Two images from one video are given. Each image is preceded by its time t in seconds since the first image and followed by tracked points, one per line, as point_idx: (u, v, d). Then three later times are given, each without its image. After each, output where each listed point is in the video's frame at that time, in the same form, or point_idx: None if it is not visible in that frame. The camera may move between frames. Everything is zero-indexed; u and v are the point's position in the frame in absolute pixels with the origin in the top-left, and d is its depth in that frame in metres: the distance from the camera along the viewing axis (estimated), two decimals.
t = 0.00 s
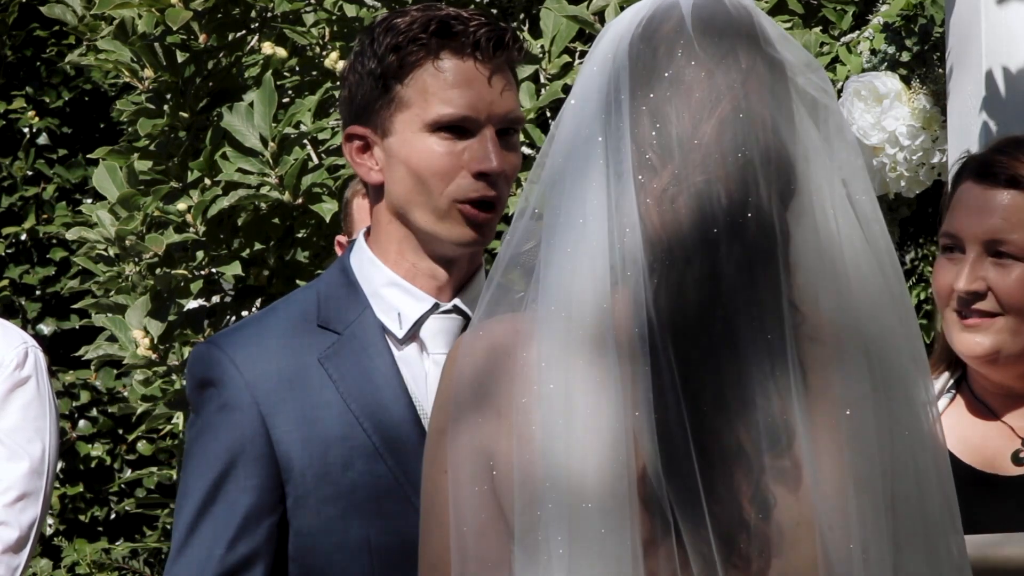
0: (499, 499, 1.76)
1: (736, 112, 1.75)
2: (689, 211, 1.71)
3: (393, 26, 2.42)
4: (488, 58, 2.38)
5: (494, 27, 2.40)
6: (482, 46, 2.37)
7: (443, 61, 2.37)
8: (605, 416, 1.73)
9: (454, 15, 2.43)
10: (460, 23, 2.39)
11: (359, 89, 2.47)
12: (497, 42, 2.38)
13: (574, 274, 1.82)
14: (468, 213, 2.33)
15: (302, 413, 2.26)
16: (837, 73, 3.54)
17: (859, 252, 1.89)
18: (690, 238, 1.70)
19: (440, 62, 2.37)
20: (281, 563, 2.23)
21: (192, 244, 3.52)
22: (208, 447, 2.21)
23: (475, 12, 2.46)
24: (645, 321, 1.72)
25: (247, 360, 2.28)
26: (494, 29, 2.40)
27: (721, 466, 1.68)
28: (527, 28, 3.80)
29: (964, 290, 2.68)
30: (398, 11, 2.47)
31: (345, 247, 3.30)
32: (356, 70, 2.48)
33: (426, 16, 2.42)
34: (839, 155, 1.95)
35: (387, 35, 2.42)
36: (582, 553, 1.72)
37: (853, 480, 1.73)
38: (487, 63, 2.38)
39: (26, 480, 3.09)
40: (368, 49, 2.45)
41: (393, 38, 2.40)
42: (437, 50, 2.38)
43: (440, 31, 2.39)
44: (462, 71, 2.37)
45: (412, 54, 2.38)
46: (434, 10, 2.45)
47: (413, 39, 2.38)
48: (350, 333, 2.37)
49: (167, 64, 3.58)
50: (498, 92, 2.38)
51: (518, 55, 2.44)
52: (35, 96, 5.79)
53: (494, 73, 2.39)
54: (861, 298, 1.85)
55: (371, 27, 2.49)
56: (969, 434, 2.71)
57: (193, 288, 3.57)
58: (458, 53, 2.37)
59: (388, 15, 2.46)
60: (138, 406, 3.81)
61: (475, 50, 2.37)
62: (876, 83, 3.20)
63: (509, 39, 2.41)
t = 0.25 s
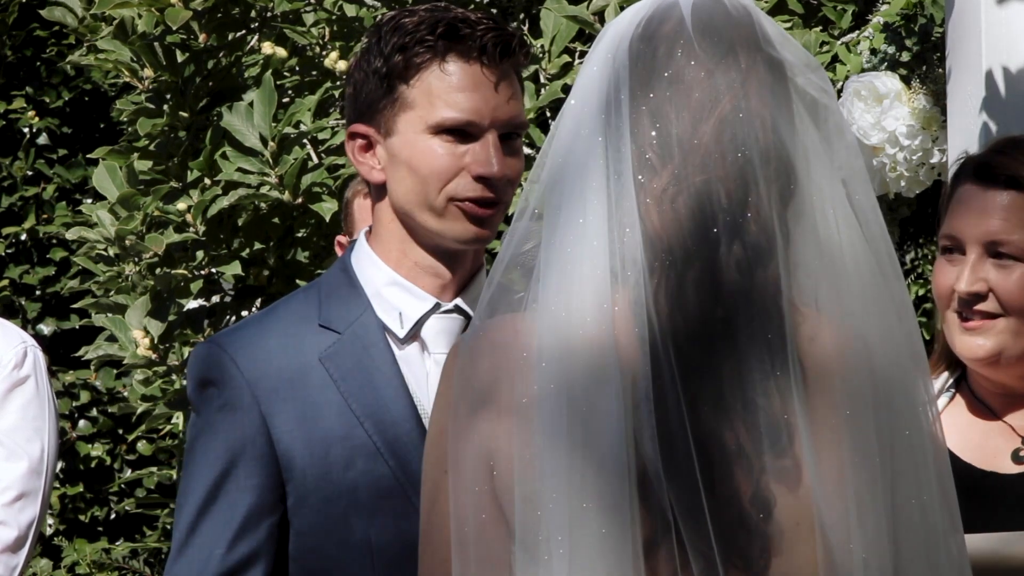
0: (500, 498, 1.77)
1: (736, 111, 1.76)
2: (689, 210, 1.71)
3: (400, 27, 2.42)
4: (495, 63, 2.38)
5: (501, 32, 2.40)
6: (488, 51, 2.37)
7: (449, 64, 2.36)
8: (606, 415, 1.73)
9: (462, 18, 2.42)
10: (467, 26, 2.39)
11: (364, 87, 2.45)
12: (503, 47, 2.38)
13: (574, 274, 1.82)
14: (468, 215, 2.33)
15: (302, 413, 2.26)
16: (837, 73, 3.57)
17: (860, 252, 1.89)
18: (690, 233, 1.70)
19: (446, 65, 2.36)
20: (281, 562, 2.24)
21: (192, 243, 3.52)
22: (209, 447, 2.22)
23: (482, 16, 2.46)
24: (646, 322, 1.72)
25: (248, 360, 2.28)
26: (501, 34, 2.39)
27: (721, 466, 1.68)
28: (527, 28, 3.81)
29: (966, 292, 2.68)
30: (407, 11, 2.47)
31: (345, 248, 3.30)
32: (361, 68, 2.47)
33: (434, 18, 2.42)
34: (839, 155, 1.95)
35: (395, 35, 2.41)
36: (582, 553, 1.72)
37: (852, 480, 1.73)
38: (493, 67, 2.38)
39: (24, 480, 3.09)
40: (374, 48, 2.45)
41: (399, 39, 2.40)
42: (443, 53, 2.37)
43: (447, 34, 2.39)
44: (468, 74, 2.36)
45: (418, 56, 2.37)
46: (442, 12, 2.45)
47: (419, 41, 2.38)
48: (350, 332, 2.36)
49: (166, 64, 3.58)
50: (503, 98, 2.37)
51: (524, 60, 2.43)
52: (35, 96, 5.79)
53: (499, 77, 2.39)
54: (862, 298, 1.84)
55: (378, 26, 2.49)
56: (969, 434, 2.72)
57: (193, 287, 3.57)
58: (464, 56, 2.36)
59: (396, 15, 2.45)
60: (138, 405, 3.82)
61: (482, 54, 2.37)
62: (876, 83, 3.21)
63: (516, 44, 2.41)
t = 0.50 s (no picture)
0: (500, 498, 1.77)
1: (734, 111, 1.76)
2: (689, 210, 1.71)
3: (400, 27, 2.42)
4: (494, 65, 2.38)
5: (500, 33, 2.40)
6: (487, 53, 2.37)
7: (448, 65, 2.36)
8: (605, 414, 1.72)
9: (462, 19, 2.42)
10: (466, 28, 2.39)
11: (363, 87, 2.46)
12: (502, 49, 2.38)
13: (574, 274, 1.82)
14: (467, 215, 2.33)
15: (304, 412, 2.26)
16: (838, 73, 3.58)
17: (859, 252, 1.89)
18: (691, 233, 1.70)
19: (445, 66, 2.36)
20: (282, 562, 2.24)
21: (192, 243, 3.52)
22: (211, 447, 2.22)
23: (482, 17, 2.46)
24: (645, 322, 1.71)
25: (250, 359, 2.29)
26: (500, 35, 2.39)
27: (721, 464, 1.68)
28: (527, 27, 3.81)
29: (991, 302, 2.53)
30: (407, 11, 2.48)
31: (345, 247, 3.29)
32: (360, 68, 2.47)
33: (433, 19, 2.42)
34: (839, 155, 1.95)
35: (394, 35, 2.42)
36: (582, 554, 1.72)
37: (852, 480, 1.73)
38: (491, 68, 2.38)
39: (22, 479, 3.09)
40: (374, 48, 2.45)
41: (398, 40, 2.40)
42: (442, 54, 2.37)
43: (446, 36, 2.39)
44: (467, 75, 2.36)
45: (417, 57, 2.37)
46: (442, 12, 2.45)
47: (418, 42, 2.38)
48: (352, 332, 2.36)
49: (166, 63, 3.58)
50: (502, 100, 2.37)
51: (523, 62, 2.43)
52: (35, 95, 5.79)
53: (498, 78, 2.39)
54: (861, 298, 1.84)
55: (378, 26, 2.49)
56: (969, 433, 2.63)
57: (193, 287, 3.57)
58: (464, 58, 2.36)
59: (396, 16, 2.46)
60: (138, 405, 3.82)
61: (480, 55, 2.37)
62: (875, 82, 3.21)
63: (515, 45, 2.41)
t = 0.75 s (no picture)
0: (499, 498, 1.77)
1: (733, 112, 1.76)
2: (688, 210, 1.72)
3: (399, 27, 2.42)
4: (493, 64, 2.36)
5: (499, 32, 2.38)
6: (486, 52, 2.36)
7: (447, 65, 2.35)
8: (603, 414, 1.71)
9: (461, 19, 2.42)
10: (465, 27, 2.38)
11: (363, 87, 2.46)
12: (501, 47, 2.36)
13: (573, 275, 1.81)
14: (466, 215, 2.33)
15: (304, 412, 2.26)
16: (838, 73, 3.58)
17: (858, 252, 1.88)
18: (689, 230, 1.70)
19: (444, 66, 2.35)
20: (282, 562, 2.24)
21: (192, 243, 3.52)
22: (211, 447, 2.22)
23: (481, 16, 2.45)
24: (644, 323, 1.72)
25: (250, 359, 2.29)
26: (499, 34, 2.38)
27: (720, 461, 1.69)
28: (527, 27, 3.81)
29: (1002, 303, 2.53)
30: (407, 10, 2.47)
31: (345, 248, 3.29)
32: (360, 68, 2.47)
33: (433, 18, 2.42)
34: (837, 155, 1.95)
35: (393, 35, 2.41)
36: (581, 554, 1.72)
37: (850, 480, 1.73)
38: (491, 67, 2.36)
39: (20, 477, 3.09)
40: (373, 48, 2.45)
41: (397, 39, 2.39)
42: (441, 53, 2.36)
43: (445, 35, 2.38)
44: (466, 75, 2.35)
45: (416, 56, 2.37)
46: (441, 12, 2.45)
47: (417, 42, 2.37)
48: (352, 331, 2.37)
49: (166, 63, 3.58)
50: (501, 99, 2.36)
51: (523, 61, 2.42)
52: (35, 95, 5.79)
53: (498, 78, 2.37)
54: (860, 298, 1.84)
55: (377, 26, 2.49)
56: (967, 434, 2.62)
57: (193, 287, 3.57)
58: (463, 57, 2.35)
59: (395, 15, 2.45)
60: (138, 405, 3.82)
61: (480, 55, 2.36)
62: (876, 82, 3.21)
63: (514, 44, 2.39)
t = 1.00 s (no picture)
0: (496, 499, 1.76)
1: (731, 111, 1.75)
2: (685, 211, 1.73)
3: (397, 28, 2.42)
4: (490, 63, 2.36)
5: (497, 32, 2.38)
6: (483, 52, 2.35)
7: (445, 65, 2.35)
8: (601, 415, 1.70)
9: (458, 19, 2.42)
10: (462, 28, 2.38)
11: (361, 88, 2.46)
12: (498, 47, 2.35)
13: (571, 275, 1.81)
14: (464, 216, 2.33)
15: (303, 412, 2.26)
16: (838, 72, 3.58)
17: (857, 252, 1.87)
18: (686, 231, 1.72)
19: (442, 66, 2.35)
20: (281, 563, 2.23)
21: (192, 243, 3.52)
22: (210, 447, 2.22)
23: (479, 16, 2.45)
24: (642, 324, 1.72)
25: (248, 358, 2.28)
26: (497, 34, 2.37)
27: (717, 462, 1.69)
28: (527, 27, 3.80)
29: (1002, 303, 2.52)
30: (405, 11, 2.48)
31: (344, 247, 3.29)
32: (358, 69, 2.47)
33: (430, 19, 2.42)
34: (836, 156, 1.95)
35: (391, 36, 2.41)
36: (579, 554, 1.72)
37: (847, 480, 1.73)
38: (488, 67, 2.36)
39: (19, 477, 3.09)
40: (371, 48, 2.45)
41: (395, 40, 2.40)
42: (439, 54, 2.36)
43: (442, 35, 2.38)
44: (464, 75, 2.34)
45: (413, 57, 2.37)
46: (439, 12, 2.45)
47: (415, 43, 2.38)
48: (350, 331, 2.36)
49: (167, 64, 3.58)
50: (498, 99, 2.35)
51: (521, 60, 2.41)
52: (35, 96, 5.79)
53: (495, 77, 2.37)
54: (858, 298, 1.83)
55: (375, 27, 2.49)
56: (968, 432, 2.62)
57: (194, 287, 3.57)
58: (460, 57, 2.35)
59: (393, 16, 2.45)
60: (138, 405, 3.82)
61: (477, 55, 2.35)
62: (876, 82, 3.21)
63: (512, 44, 2.38)
